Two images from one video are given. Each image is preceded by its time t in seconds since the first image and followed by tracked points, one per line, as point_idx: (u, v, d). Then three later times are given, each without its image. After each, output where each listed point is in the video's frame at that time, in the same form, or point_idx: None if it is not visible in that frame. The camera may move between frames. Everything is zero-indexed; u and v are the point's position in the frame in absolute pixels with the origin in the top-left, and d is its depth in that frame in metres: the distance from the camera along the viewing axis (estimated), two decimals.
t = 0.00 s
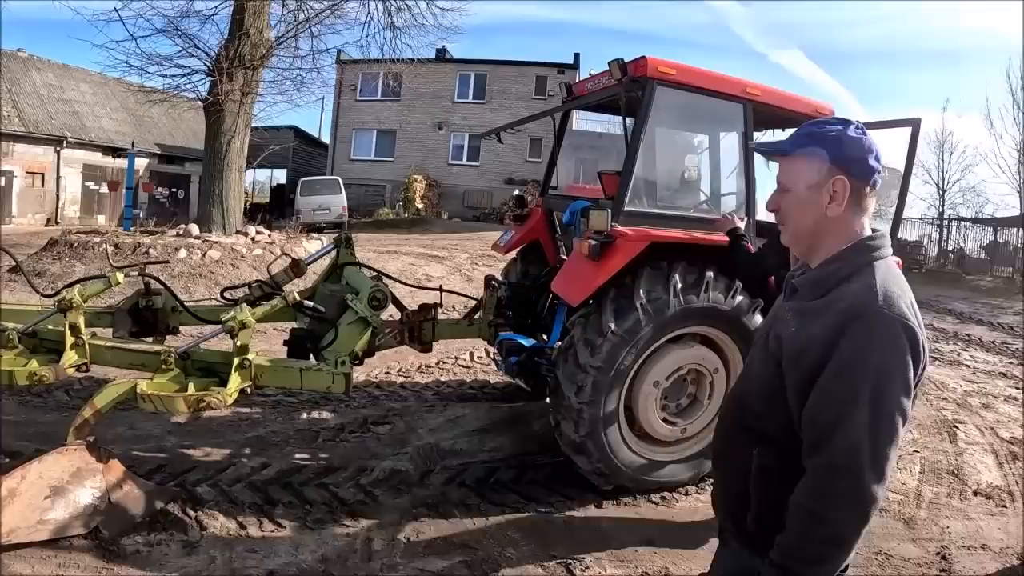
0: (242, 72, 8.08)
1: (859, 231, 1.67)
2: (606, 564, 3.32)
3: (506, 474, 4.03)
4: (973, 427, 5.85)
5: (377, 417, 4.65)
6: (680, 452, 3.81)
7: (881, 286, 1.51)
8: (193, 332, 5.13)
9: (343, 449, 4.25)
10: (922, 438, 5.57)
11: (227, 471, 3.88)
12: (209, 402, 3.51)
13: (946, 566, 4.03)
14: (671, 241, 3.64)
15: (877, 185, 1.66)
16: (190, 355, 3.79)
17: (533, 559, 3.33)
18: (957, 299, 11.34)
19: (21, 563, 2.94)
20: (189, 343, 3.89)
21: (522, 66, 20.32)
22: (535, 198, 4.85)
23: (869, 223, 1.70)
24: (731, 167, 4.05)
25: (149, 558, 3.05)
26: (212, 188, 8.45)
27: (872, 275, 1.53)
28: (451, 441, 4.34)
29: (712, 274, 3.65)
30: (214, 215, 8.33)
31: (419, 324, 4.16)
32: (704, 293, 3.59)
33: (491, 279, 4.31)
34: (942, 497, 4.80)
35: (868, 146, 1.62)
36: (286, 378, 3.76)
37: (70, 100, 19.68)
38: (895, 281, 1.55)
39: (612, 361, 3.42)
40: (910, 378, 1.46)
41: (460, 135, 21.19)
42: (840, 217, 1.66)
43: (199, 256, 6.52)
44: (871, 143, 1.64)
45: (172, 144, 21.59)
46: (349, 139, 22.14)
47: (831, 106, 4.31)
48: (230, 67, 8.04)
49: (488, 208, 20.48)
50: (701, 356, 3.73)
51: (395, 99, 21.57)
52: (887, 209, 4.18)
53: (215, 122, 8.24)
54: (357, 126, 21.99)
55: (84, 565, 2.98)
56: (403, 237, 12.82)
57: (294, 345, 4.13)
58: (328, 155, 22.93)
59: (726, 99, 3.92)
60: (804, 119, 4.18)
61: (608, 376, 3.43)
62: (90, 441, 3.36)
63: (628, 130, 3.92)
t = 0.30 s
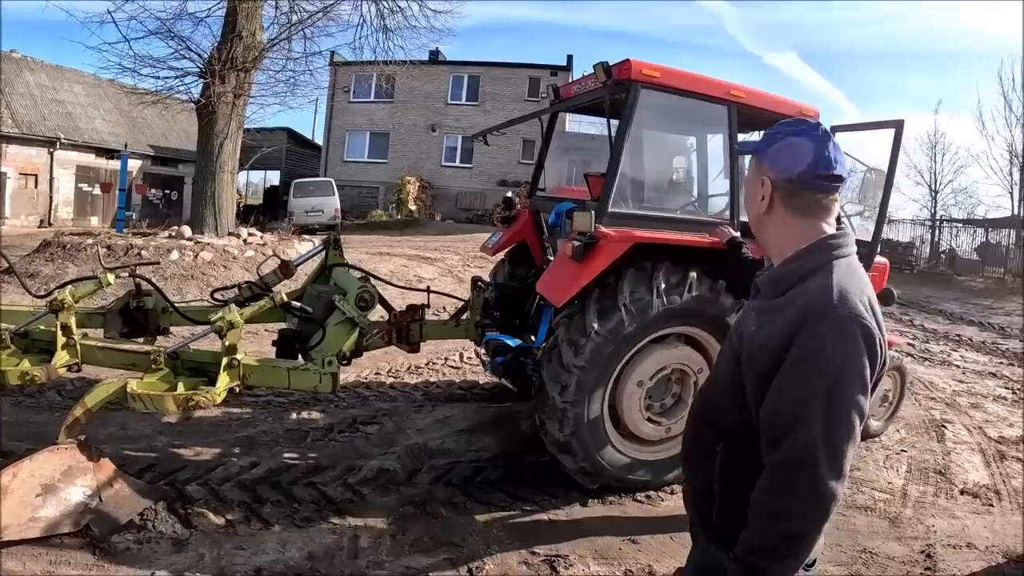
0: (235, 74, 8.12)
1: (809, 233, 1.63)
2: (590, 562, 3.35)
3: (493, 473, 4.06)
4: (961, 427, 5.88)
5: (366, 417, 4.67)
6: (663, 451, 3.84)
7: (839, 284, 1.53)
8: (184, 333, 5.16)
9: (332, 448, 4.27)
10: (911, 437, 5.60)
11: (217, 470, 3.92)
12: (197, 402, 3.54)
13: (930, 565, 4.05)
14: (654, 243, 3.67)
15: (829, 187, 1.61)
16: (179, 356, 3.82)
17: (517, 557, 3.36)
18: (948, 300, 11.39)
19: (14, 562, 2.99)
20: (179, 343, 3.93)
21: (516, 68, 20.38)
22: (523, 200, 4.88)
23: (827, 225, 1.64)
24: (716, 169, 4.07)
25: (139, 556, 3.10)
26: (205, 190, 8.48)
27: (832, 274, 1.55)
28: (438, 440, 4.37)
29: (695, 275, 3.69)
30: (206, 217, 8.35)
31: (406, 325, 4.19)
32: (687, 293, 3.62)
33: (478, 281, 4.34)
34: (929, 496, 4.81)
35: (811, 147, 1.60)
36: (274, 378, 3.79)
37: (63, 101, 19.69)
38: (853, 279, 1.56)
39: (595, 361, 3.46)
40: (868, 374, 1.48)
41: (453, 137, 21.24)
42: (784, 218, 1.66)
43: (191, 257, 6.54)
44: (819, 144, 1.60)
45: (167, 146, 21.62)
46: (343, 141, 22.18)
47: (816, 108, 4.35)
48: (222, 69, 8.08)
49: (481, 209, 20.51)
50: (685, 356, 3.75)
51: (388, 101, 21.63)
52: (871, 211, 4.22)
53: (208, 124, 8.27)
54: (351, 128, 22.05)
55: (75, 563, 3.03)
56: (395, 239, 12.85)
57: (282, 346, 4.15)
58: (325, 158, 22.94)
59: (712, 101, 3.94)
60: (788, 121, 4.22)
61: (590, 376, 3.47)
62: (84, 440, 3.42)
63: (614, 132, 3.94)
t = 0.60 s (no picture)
0: (223, 76, 8.18)
1: (742, 229, 1.69)
2: (566, 558, 3.39)
3: (474, 470, 4.10)
4: (944, 424, 5.91)
5: (350, 416, 4.72)
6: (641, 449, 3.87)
7: (749, 273, 1.50)
8: (170, 333, 5.20)
9: (315, 446, 4.32)
10: (893, 435, 5.63)
11: (202, 468, 3.96)
12: (181, 400, 3.60)
13: (908, 561, 4.05)
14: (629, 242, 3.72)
15: (759, 185, 1.65)
16: (163, 355, 3.87)
17: (494, 552, 3.41)
18: (936, 299, 11.45)
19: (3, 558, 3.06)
20: (163, 343, 3.97)
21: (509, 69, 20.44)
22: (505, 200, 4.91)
23: (763, 222, 1.68)
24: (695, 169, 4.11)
25: (123, 552, 3.15)
26: (194, 191, 8.52)
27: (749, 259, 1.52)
28: (421, 439, 4.41)
29: (671, 274, 3.72)
30: (195, 219, 8.38)
31: (388, 324, 4.23)
32: (663, 292, 3.65)
33: (458, 281, 4.37)
34: (909, 493, 4.82)
35: (741, 147, 1.65)
36: (257, 377, 3.84)
37: (53, 103, 19.80)
38: (768, 268, 1.53)
39: (571, 359, 3.51)
40: (773, 363, 1.45)
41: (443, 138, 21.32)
42: (721, 214, 1.72)
43: (179, 259, 6.59)
44: (751, 143, 1.65)
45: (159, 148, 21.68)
46: (333, 142, 22.31)
47: (793, 108, 4.39)
48: (211, 72, 8.14)
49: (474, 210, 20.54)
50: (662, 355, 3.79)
51: (378, 102, 21.74)
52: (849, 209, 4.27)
53: (197, 126, 8.33)
54: (341, 129, 22.18)
55: (62, 558, 3.10)
56: (385, 240, 12.91)
57: (265, 345, 4.19)
58: (313, 157, 23.02)
59: (687, 101, 3.97)
60: (765, 121, 4.26)
61: (567, 373, 3.51)
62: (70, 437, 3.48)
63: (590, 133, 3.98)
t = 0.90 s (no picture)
0: (210, 77, 8.23)
1: (687, 219, 1.72)
2: (541, 550, 3.44)
3: (453, 466, 4.14)
4: (925, 419, 5.95)
5: (332, 413, 4.76)
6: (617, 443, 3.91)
7: (683, 258, 1.62)
8: (156, 332, 5.24)
9: (297, 443, 4.35)
10: (874, 430, 5.67)
11: (185, 465, 4.00)
12: (162, 395, 3.64)
13: (885, 553, 4.04)
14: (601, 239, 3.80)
15: (704, 176, 1.68)
16: (145, 352, 3.90)
17: (470, 545, 3.45)
18: (921, 296, 11.53)
19: None
20: (146, 340, 4.01)
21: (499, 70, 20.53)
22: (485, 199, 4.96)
23: (707, 212, 1.72)
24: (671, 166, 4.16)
25: (107, 546, 3.20)
26: (181, 192, 8.56)
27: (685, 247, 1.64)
28: (402, 435, 4.46)
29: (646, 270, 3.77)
30: (182, 220, 8.42)
31: (368, 321, 4.27)
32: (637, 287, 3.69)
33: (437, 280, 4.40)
34: (888, 487, 4.83)
35: (686, 140, 1.69)
36: (237, 373, 3.87)
37: (42, 105, 19.83)
38: (704, 255, 1.64)
39: (545, 354, 3.55)
40: (696, 346, 1.58)
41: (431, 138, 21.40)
42: (667, 205, 1.76)
43: (165, 259, 6.63)
44: (696, 136, 1.68)
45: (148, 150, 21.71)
46: (321, 143, 22.41)
47: (769, 105, 4.45)
48: (198, 73, 8.19)
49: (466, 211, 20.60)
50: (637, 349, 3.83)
51: (366, 102, 21.84)
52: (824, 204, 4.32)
53: (184, 127, 8.38)
54: (329, 129, 22.27)
55: (48, 552, 3.15)
56: (373, 241, 12.97)
57: (246, 342, 4.22)
58: (303, 159, 23.07)
59: (662, 101, 3.99)
60: (741, 119, 4.31)
61: (541, 368, 3.55)
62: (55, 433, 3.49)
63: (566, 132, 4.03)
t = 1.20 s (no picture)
0: (197, 77, 8.28)
1: (635, 205, 1.78)
2: (518, 543, 3.47)
3: (433, 461, 4.17)
4: (909, 414, 5.98)
5: (315, 410, 4.78)
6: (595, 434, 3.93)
7: (628, 243, 1.67)
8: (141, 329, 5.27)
9: (280, 439, 4.38)
10: (857, 424, 5.70)
11: (169, 460, 4.02)
12: (143, 389, 3.66)
13: (864, 546, 4.01)
14: (576, 233, 3.86)
15: (650, 163, 1.74)
16: (127, 347, 3.93)
17: (448, 538, 3.47)
18: (908, 293, 11.60)
19: None
20: (128, 335, 4.04)
21: (490, 70, 20.63)
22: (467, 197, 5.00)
23: (655, 197, 1.78)
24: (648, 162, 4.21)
25: (89, 539, 3.22)
26: (168, 192, 8.60)
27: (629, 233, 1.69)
28: (384, 430, 4.49)
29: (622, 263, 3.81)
30: (169, 219, 8.45)
31: (349, 317, 4.31)
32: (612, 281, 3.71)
33: (417, 276, 4.42)
34: (870, 481, 4.82)
35: (631, 129, 1.74)
36: (218, 368, 3.90)
37: (31, 106, 19.86)
38: (650, 239, 1.69)
39: (522, 347, 3.56)
40: (644, 328, 1.62)
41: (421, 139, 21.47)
42: (616, 193, 1.81)
43: (152, 259, 6.67)
44: (641, 124, 1.74)
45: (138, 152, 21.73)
46: (311, 144, 22.48)
47: (746, 101, 4.51)
48: (185, 73, 8.25)
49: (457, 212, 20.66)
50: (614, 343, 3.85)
51: (355, 103, 21.93)
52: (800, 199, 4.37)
53: (171, 128, 8.42)
54: (319, 130, 22.35)
55: (30, 545, 3.16)
56: (362, 241, 13.02)
57: (228, 338, 4.25)
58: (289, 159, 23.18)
59: (639, 97, 4.05)
60: (718, 114, 4.38)
61: (518, 362, 3.56)
62: (41, 428, 3.54)
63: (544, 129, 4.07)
